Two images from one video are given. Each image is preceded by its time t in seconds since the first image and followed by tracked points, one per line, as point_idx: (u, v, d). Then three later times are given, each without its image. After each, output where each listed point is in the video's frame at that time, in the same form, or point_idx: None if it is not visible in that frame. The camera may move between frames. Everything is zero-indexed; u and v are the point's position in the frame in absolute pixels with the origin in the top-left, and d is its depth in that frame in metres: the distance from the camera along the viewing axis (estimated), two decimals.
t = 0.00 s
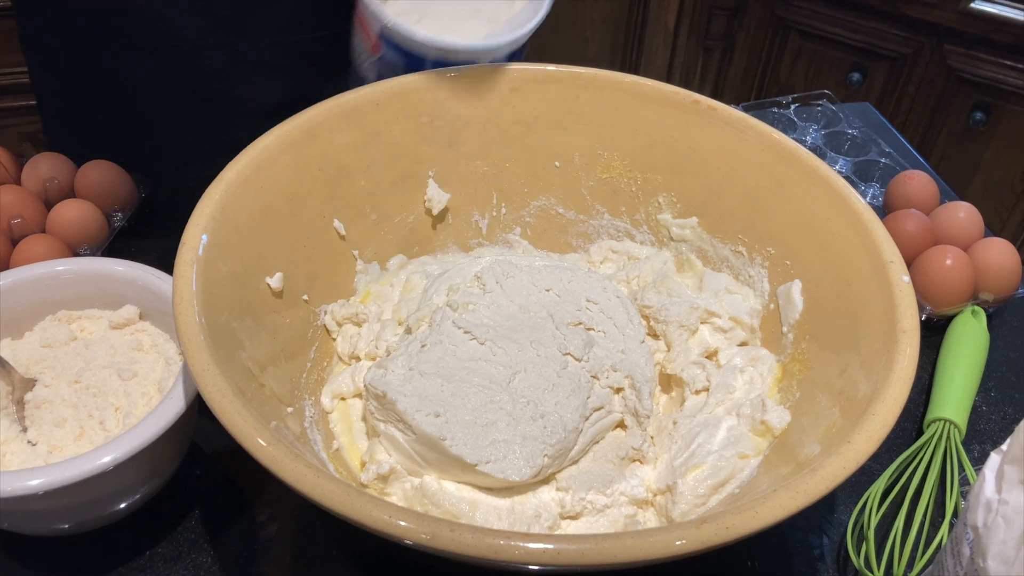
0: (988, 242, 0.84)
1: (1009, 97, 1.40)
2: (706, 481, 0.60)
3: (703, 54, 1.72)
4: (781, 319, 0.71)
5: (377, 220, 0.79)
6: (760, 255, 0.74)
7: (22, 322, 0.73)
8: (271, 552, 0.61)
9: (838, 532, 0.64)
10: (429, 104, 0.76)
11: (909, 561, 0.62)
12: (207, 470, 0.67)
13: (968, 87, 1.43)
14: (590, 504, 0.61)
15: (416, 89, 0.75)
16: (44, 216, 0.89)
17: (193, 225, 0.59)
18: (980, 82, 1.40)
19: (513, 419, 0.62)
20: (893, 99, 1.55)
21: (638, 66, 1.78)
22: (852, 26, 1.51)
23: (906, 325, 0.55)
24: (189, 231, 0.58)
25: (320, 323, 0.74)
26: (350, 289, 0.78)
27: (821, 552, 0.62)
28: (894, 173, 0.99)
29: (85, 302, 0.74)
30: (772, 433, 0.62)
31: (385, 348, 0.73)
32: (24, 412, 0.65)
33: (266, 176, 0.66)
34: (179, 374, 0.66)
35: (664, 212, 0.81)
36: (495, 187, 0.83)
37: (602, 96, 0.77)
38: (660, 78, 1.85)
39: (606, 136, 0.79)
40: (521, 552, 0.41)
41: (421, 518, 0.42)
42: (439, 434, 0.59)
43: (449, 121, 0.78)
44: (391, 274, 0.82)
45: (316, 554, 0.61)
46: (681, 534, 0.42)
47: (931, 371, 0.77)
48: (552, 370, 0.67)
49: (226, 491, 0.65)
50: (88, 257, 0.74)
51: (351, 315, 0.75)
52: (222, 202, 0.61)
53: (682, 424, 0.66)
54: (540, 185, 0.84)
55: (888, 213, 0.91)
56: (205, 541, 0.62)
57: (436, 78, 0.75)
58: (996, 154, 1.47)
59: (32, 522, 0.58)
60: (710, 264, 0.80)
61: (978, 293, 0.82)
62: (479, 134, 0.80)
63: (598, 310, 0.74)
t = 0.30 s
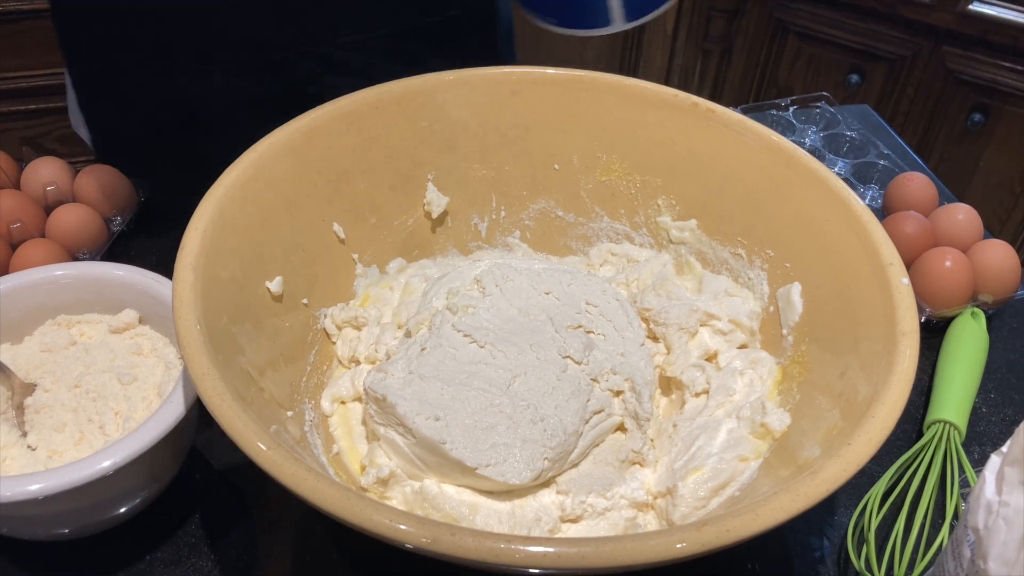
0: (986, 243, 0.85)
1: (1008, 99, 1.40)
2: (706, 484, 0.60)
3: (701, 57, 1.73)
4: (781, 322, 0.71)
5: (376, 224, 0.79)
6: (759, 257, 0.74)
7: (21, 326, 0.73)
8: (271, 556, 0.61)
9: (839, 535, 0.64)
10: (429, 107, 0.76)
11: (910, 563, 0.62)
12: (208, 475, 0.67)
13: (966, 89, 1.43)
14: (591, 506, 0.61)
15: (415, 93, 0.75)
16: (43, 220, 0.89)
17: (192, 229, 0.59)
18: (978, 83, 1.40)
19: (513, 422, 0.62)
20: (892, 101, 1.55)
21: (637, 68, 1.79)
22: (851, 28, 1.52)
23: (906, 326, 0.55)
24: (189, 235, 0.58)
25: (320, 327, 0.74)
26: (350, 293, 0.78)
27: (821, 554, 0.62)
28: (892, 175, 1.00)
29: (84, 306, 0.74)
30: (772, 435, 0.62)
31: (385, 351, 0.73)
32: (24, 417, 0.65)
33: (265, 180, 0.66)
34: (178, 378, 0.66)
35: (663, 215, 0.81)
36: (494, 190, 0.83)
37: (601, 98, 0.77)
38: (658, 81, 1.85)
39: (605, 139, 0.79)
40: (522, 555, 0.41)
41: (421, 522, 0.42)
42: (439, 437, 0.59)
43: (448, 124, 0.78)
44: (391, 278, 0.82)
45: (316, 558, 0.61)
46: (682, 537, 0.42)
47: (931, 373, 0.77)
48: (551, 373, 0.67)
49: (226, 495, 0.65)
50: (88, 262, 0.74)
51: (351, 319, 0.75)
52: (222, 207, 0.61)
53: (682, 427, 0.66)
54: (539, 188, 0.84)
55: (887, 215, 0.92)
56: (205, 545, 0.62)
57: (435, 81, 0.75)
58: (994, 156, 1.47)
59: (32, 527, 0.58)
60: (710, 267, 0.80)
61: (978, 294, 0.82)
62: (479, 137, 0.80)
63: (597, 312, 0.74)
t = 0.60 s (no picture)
0: (987, 240, 0.84)
1: (1007, 98, 1.40)
2: (708, 481, 0.60)
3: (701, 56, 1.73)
4: (782, 319, 0.71)
5: (377, 223, 0.79)
6: (760, 254, 0.74)
7: (22, 327, 0.73)
8: (273, 556, 0.61)
9: (841, 532, 0.63)
10: (428, 106, 0.76)
11: (913, 560, 0.62)
12: (209, 474, 0.67)
13: (966, 88, 1.43)
14: (592, 504, 0.61)
15: (414, 92, 0.75)
16: (43, 221, 0.89)
17: (192, 229, 0.59)
18: (978, 82, 1.41)
19: (514, 420, 0.62)
20: (891, 100, 1.55)
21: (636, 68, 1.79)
22: (849, 28, 1.52)
23: (907, 322, 0.55)
24: (189, 235, 0.58)
25: (321, 327, 0.74)
26: (351, 292, 0.78)
27: (824, 551, 0.62)
28: (892, 173, 1.00)
29: (84, 307, 0.74)
30: (774, 432, 0.62)
31: (385, 350, 0.73)
32: (25, 417, 0.65)
33: (264, 180, 0.66)
34: (179, 378, 0.65)
35: (663, 214, 0.81)
36: (494, 189, 0.83)
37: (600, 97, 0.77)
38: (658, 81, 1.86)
39: (604, 138, 0.79)
40: (524, 551, 0.41)
41: (423, 518, 0.42)
42: (440, 435, 0.59)
43: (447, 123, 0.78)
44: (391, 277, 0.82)
45: (318, 557, 0.61)
46: (684, 532, 0.42)
47: (933, 370, 0.77)
48: (552, 370, 0.67)
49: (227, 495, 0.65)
50: (88, 262, 0.74)
51: (351, 318, 0.75)
52: (221, 207, 0.61)
53: (683, 424, 0.66)
54: (540, 186, 0.83)
55: (887, 212, 0.92)
56: (207, 545, 0.62)
57: (434, 81, 0.75)
58: (995, 155, 1.47)
59: (34, 527, 0.58)
60: (711, 264, 0.80)
61: (979, 291, 0.82)
62: (479, 136, 0.80)
63: (598, 310, 0.74)
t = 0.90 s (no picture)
0: (985, 238, 0.85)
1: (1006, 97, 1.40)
2: (706, 478, 0.60)
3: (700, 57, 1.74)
4: (780, 318, 0.71)
5: (376, 223, 0.80)
6: (759, 254, 0.75)
7: (22, 328, 0.73)
8: (273, 555, 0.61)
9: (840, 529, 0.63)
10: (426, 106, 0.76)
11: (911, 557, 0.62)
12: (209, 473, 0.67)
13: (965, 88, 1.43)
14: (591, 502, 0.61)
15: (413, 92, 0.75)
16: (43, 222, 0.90)
17: (191, 229, 0.59)
18: (976, 82, 1.41)
19: (514, 418, 0.62)
20: (891, 100, 1.55)
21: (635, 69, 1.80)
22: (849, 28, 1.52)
23: (904, 319, 0.55)
24: (188, 235, 0.58)
25: (320, 326, 0.74)
26: (350, 292, 0.78)
27: (823, 549, 0.62)
28: (890, 172, 1.00)
29: (84, 307, 0.74)
30: (773, 429, 0.62)
31: (384, 349, 0.72)
32: (25, 417, 0.66)
33: (263, 180, 0.66)
34: (179, 378, 0.66)
35: (660, 213, 0.82)
36: (492, 188, 0.83)
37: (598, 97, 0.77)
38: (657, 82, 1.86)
39: (602, 137, 0.79)
40: (522, 548, 0.41)
41: (422, 516, 0.42)
42: (439, 434, 0.59)
43: (446, 123, 0.78)
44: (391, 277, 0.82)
45: (317, 556, 0.61)
46: (682, 529, 0.42)
47: (931, 368, 0.77)
48: (551, 368, 0.67)
49: (227, 494, 0.65)
50: (88, 263, 0.74)
51: (351, 318, 0.75)
52: (219, 208, 0.61)
53: (682, 422, 0.66)
54: (539, 186, 0.83)
55: (886, 211, 0.92)
56: (207, 544, 0.62)
57: (433, 81, 0.75)
58: (994, 154, 1.48)
59: (34, 526, 0.58)
60: (708, 264, 0.81)
61: (977, 290, 0.82)
62: (477, 136, 0.80)
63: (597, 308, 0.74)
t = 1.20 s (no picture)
0: (981, 242, 0.85)
1: (1004, 100, 1.41)
2: (705, 481, 0.60)
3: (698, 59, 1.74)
4: (778, 321, 0.72)
5: (378, 227, 0.80)
6: (757, 258, 0.76)
7: (26, 331, 0.73)
8: (277, 557, 0.61)
9: (838, 531, 0.64)
10: (427, 111, 0.77)
11: (908, 558, 0.62)
12: (212, 476, 0.67)
13: (962, 91, 1.44)
14: (591, 504, 0.61)
15: (413, 98, 0.76)
16: (47, 226, 0.90)
17: (195, 233, 0.60)
18: (973, 85, 1.42)
19: (514, 421, 0.63)
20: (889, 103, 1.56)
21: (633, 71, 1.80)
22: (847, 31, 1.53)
23: (901, 323, 0.55)
24: (193, 239, 0.59)
25: (322, 330, 0.75)
26: (351, 296, 0.79)
27: (822, 551, 0.63)
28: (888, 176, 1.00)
29: (89, 311, 0.75)
30: (772, 432, 0.63)
31: (386, 353, 0.73)
32: (30, 420, 0.67)
33: (266, 184, 0.67)
34: (182, 382, 0.66)
35: (659, 218, 0.82)
36: (492, 193, 0.84)
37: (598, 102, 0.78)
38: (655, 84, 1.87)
39: (601, 142, 0.80)
40: (524, 550, 0.41)
41: (425, 518, 0.43)
42: (440, 437, 0.60)
43: (446, 128, 0.79)
44: (392, 281, 0.82)
45: (320, 558, 0.61)
46: (682, 531, 0.43)
47: (929, 371, 0.77)
48: (552, 372, 0.67)
49: (230, 496, 0.66)
50: (92, 267, 0.74)
51: (352, 321, 0.75)
52: (223, 212, 0.62)
53: (682, 425, 0.67)
54: (538, 190, 0.84)
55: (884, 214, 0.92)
56: (211, 547, 0.62)
57: (433, 86, 0.76)
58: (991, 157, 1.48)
59: (40, 529, 0.59)
60: (707, 267, 0.82)
61: (974, 293, 0.83)
62: (478, 141, 0.80)
63: (597, 312, 0.75)
